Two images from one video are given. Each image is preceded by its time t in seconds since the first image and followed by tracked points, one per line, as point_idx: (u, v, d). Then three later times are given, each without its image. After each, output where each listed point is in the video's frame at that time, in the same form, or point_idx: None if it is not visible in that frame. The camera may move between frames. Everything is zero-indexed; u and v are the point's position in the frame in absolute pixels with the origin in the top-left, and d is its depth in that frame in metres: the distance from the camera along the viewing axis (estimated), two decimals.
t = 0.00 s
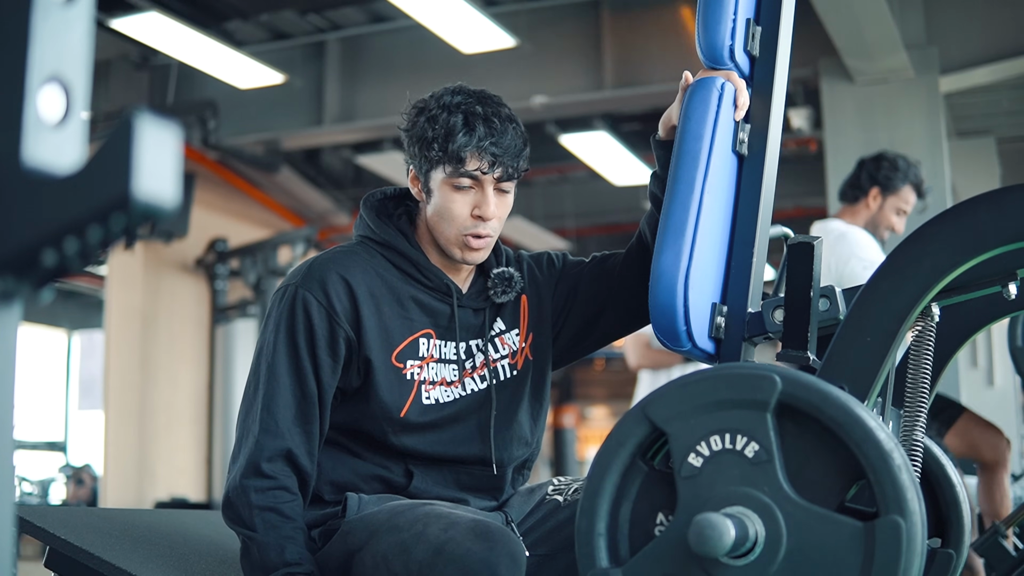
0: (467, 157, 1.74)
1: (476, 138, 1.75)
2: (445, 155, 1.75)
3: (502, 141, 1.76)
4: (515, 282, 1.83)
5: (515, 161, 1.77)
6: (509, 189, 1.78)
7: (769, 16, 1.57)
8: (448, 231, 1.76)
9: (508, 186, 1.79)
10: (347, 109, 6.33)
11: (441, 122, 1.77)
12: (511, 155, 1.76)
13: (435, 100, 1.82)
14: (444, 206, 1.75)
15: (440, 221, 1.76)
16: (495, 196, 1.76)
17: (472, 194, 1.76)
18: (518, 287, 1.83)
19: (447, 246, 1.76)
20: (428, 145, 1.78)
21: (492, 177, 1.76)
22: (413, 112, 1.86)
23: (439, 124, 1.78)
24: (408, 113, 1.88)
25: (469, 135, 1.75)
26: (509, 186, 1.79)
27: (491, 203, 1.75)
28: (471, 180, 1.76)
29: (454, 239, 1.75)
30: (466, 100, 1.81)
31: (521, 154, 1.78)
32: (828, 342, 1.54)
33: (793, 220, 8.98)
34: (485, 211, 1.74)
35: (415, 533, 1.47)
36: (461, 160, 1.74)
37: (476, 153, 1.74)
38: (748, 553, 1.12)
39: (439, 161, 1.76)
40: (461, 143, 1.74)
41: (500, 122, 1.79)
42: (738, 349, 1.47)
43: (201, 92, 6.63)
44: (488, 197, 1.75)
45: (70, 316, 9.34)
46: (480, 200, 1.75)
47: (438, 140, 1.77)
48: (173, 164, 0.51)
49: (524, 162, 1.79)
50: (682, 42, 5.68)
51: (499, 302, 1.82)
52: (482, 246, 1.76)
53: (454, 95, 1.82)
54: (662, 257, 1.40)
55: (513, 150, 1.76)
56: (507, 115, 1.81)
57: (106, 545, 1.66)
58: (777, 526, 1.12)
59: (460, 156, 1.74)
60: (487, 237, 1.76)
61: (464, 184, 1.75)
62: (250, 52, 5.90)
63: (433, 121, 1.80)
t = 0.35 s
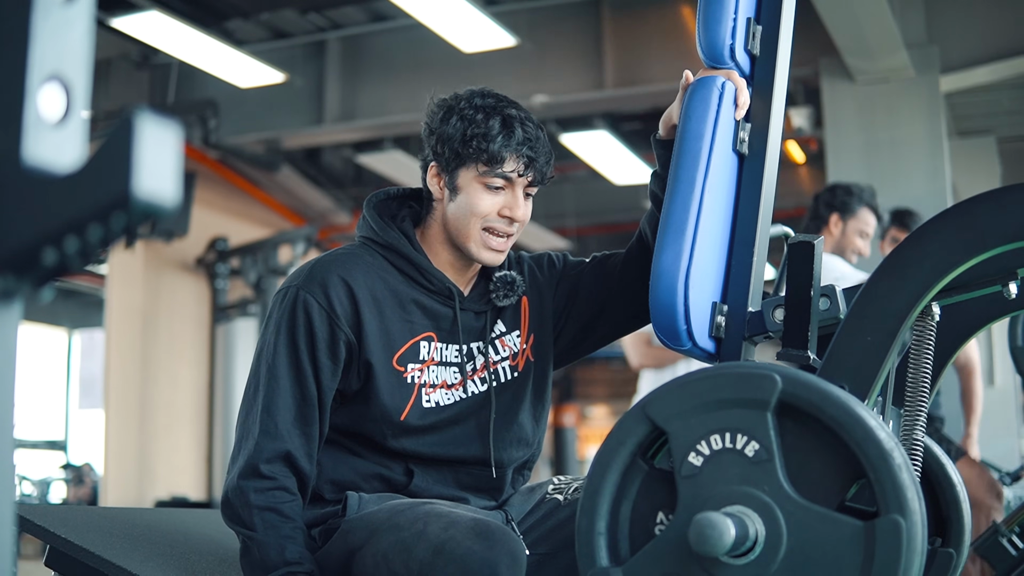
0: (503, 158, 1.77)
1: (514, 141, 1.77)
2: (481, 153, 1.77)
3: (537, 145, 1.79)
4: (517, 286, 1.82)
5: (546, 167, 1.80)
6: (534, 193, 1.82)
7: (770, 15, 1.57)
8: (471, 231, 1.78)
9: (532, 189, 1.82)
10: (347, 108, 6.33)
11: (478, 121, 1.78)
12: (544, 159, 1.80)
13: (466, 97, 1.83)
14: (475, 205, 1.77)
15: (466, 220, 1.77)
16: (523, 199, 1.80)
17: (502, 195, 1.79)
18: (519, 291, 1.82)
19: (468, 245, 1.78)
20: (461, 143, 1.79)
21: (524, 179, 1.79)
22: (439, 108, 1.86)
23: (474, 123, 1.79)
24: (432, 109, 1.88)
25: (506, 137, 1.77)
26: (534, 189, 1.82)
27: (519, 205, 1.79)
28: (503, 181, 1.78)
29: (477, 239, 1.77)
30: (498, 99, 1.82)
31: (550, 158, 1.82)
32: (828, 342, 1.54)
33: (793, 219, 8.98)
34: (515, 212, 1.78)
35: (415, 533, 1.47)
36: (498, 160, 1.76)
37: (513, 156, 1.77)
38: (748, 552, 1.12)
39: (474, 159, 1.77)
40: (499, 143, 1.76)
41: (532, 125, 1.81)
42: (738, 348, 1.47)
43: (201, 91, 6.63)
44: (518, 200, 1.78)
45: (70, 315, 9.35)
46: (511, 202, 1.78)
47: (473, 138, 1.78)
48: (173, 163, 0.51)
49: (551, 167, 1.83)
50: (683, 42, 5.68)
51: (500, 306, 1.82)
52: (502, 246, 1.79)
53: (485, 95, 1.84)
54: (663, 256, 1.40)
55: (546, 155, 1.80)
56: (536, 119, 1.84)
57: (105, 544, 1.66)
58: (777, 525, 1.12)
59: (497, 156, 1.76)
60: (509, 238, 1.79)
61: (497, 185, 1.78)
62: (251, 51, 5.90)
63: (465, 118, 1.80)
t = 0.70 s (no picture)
0: (495, 150, 1.76)
1: (506, 133, 1.76)
2: (474, 145, 1.77)
3: (532, 140, 1.77)
4: (526, 289, 1.83)
5: (542, 161, 1.78)
6: (532, 188, 1.80)
7: (770, 14, 1.57)
8: (462, 222, 1.77)
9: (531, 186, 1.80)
10: (348, 106, 6.33)
11: (475, 113, 1.79)
12: (538, 154, 1.77)
13: (468, 96, 1.84)
14: (466, 197, 1.76)
15: (459, 212, 1.77)
16: (517, 193, 1.77)
17: (494, 188, 1.77)
18: (528, 293, 1.83)
19: (461, 238, 1.77)
20: (458, 137, 1.80)
21: (517, 173, 1.77)
22: (446, 106, 1.87)
23: (472, 117, 1.79)
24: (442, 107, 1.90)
25: (500, 129, 1.77)
26: (532, 186, 1.80)
27: (511, 198, 1.77)
28: (495, 174, 1.77)
29: (469, 232, 1.76)
30: (499, 97, 1.82)
31: (548, 156, 1.79)
32: (830, 341, 1.54)
33: (794, 218, 8.97)
34: (505, 205, 1.76)
35: (416, 532, 1.47)
36: (489, 151, 1.76)
37: (504, 147, 1.76)
38: (749, 551, 1.12)
39: (468, 151, 1.78)
40: (491, 134, 1.76)
41: (532, 123, 1.80)
42: (740, 347, 1.47)
43: (202, 90, 6.63)
44: (509, 192, 1.77)
45: (71, 313, 9.35)
46: (501, 195, 1.76)
47: (468, 131, 1.78)
48: (174, 162, 0.51)
49: (550, 164, 1.80)
50: (683, 41, 5.68)
51: (507, 308, 1.82)
52: (496, 241, 1.77)
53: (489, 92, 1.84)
54: (663, 255, 1.40)
55: (540, 150, 1.78)
56: (539, 119, 1.82)
57: (107, 542, 1.66)
58: (778, 523, 1.12)
59: (488, 147, 1.76)
60: (503, 232, 1.77)
61: (486, 176, 1.77)
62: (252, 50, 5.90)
63: (464, 113, 1.81)
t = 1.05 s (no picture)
0: (455, 156, 1.75)
1: (463, 136, 1.75)
2: (435, 155, 1.76)
3: (491, 138, 1.76)
4: (521, 286, 1.82)
5: (505, 155, 1.77)
6: (503, 184, 1.78)
7: (771, 14, 1.57)
8: (441, 231, 1.77)
9: (503, 183, 1.79)
10: (349, 105, 6.33)
11: (432, 122, 1.79)
12: (500, 151, 1.76)
13: (427, 99, 1.84)
14: (439, 207, 1.76)
15: (436, 223, 1.77)
16: (488, 193, 1.76)
17: (464, 192, 1.76)
18: (523, 291, 1.82)
19: (445, 246, 1.77)
20: (421, 147, 1.80)
21: (484, 174, 1.77)
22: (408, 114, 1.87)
23: (429, 124, 1.79)
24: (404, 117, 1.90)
25: (457, 133, 1.76)
26: (504, 182, 1.78)
27: (483, 200, 1.76)
28: (462, 178, 1.76)
29: (450, 239, 1.76)
30: (455, 97, 1.82)
31: (511, 149, 1.78)
32: (830, 339, 1.54)
33: (795, 218, 8.96)
34: (477, 207, 1.75)
35: (417, 531, 1.46)
36: (449, 159, 1.75)
37: (464, 152, 1.75)
38: (750, 550, 1.12)
39: (430, 162, 1.78)
40: (448, 141, 1.75)
41: (490, 118, 1.79)
42: (741, 346, 1.47)
43: (202, 89, 6.63)
44: (479, 194, 1.76)
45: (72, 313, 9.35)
46: (472, 198, 1.75)
47: (427, 141, 1.79)
48: (175, 162, 0.51)
49: (515, 157, 1.79)
50: (684, 40, 5.67)
51: (503, 305, 1.82)
52: (480, 243, 1.76)
53: (442, 96, 1.84)
54: (664, 254, 1.40)
55: (501, 146, 1.77)
56: (498, 110, 1.81)
57: (108, 542, 1.66)
58: (780, 522, 1.12)
59: (448, 155, 1.75)
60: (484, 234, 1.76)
61: (455, 183, 1.76)
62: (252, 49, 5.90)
63: (423, 121, 1.81)
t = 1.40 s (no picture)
0: (455, 160, 1.74)
1: (463, 141, 1.75)
2: (434, 159, 1.75)
3: (491, 141, 1.75)
4: (516, 287, 1.82)
5: (505, 159, 1.76)
6: (504, 187, 1.77)
7: (771, 14, 1.57)
8: (442, 234, 1.76)
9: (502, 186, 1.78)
10: (348, 105, 6.33)
11: (431, 125, 1.78)
12: (500, 154, 1.75)
13: (423, 100, 1.84)
14: (438, 211, 1.75)
15: (436, 226, 1.76)
16: (488, 196, 1.76)
17: (464, 196, 1.75)
18: (518, 292, 1.82)
19: (446, 249, 1.76)
20: (419, 150, 1.79)
21: (483, 178, 1.75)
22: (404, 116, 1.87)
23: (428, 127, 1.79)
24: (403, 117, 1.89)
25: (457, 138, 1.75)
26: (503, 186, 1.78)
27: (484, 203, 1.75)
28: (463, 182, 1.75)
29: (451, 241, 1.75)
30: (453, 99, 1.82)
31: (511, 152, 1.77)
32: (831, 339, 1.53)
33: (795, 217, 8.96)
34: (478, 211, 1.74)
35: (417, 531, 1.46)
36: (449, 163, 1.74)
37: (464, 156, 1.74)
38: (751, 550, 1.12)
39: (429, 166, 1.76)
40: (448, 145, 1.75)
41: (488, 121, 1.78)
42: (741, 346, 1.47)
43: (202, 88, 6.64)
44: (480, 198, 1.75)
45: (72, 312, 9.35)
46: (473, 202, 1.74)
47: (427, 145, 1.78)
48: (177, 161, 0.50)
49: (515, 160, 1.78)
50: (684, 39, 5.66)
51: (499, 306, 1.82)
52: (479, 246, 1.76)
53: (442, 98, 1.83)
54: (665, 254, 1.40)
55: (501, 150, 1.75)
56: (496, 113, 1.81)
57: (108, 541, 1.66)
58: (780, 523, 1.12)
59: (448, 159, 1.74)
60: (485, 237, 1.75)
61: (454, 187, 1.75)
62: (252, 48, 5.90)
63: (421, 124, 1.81)
